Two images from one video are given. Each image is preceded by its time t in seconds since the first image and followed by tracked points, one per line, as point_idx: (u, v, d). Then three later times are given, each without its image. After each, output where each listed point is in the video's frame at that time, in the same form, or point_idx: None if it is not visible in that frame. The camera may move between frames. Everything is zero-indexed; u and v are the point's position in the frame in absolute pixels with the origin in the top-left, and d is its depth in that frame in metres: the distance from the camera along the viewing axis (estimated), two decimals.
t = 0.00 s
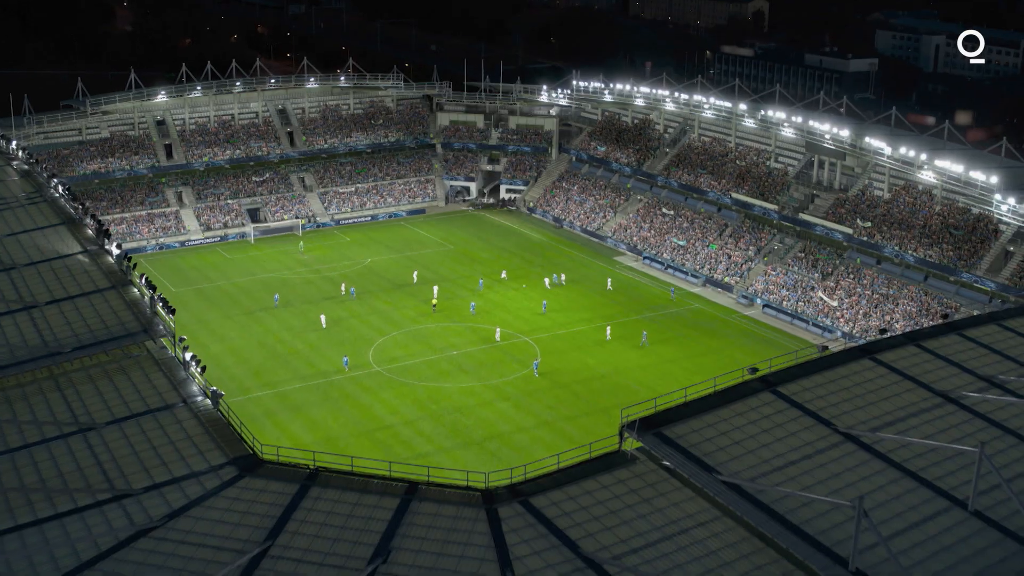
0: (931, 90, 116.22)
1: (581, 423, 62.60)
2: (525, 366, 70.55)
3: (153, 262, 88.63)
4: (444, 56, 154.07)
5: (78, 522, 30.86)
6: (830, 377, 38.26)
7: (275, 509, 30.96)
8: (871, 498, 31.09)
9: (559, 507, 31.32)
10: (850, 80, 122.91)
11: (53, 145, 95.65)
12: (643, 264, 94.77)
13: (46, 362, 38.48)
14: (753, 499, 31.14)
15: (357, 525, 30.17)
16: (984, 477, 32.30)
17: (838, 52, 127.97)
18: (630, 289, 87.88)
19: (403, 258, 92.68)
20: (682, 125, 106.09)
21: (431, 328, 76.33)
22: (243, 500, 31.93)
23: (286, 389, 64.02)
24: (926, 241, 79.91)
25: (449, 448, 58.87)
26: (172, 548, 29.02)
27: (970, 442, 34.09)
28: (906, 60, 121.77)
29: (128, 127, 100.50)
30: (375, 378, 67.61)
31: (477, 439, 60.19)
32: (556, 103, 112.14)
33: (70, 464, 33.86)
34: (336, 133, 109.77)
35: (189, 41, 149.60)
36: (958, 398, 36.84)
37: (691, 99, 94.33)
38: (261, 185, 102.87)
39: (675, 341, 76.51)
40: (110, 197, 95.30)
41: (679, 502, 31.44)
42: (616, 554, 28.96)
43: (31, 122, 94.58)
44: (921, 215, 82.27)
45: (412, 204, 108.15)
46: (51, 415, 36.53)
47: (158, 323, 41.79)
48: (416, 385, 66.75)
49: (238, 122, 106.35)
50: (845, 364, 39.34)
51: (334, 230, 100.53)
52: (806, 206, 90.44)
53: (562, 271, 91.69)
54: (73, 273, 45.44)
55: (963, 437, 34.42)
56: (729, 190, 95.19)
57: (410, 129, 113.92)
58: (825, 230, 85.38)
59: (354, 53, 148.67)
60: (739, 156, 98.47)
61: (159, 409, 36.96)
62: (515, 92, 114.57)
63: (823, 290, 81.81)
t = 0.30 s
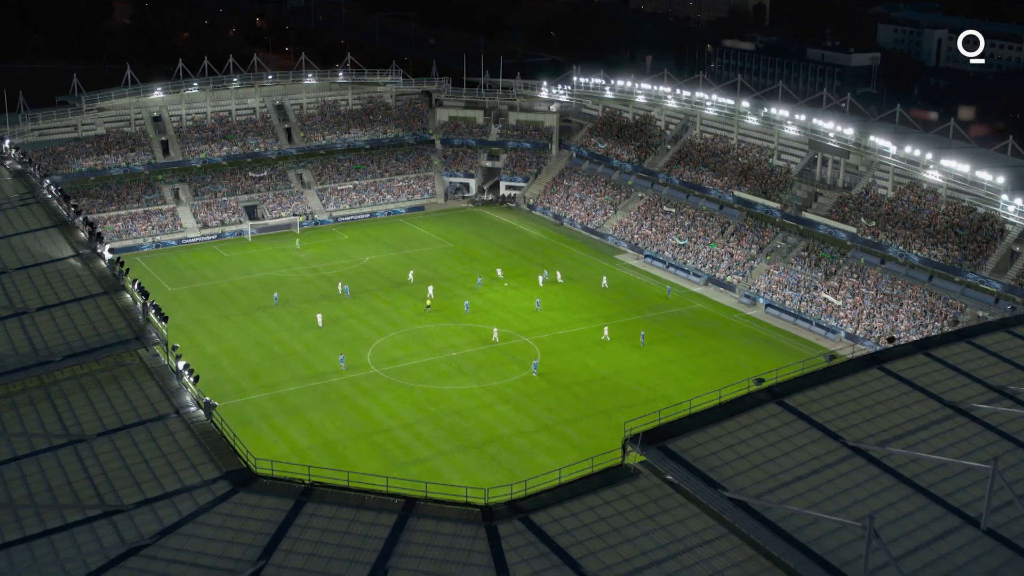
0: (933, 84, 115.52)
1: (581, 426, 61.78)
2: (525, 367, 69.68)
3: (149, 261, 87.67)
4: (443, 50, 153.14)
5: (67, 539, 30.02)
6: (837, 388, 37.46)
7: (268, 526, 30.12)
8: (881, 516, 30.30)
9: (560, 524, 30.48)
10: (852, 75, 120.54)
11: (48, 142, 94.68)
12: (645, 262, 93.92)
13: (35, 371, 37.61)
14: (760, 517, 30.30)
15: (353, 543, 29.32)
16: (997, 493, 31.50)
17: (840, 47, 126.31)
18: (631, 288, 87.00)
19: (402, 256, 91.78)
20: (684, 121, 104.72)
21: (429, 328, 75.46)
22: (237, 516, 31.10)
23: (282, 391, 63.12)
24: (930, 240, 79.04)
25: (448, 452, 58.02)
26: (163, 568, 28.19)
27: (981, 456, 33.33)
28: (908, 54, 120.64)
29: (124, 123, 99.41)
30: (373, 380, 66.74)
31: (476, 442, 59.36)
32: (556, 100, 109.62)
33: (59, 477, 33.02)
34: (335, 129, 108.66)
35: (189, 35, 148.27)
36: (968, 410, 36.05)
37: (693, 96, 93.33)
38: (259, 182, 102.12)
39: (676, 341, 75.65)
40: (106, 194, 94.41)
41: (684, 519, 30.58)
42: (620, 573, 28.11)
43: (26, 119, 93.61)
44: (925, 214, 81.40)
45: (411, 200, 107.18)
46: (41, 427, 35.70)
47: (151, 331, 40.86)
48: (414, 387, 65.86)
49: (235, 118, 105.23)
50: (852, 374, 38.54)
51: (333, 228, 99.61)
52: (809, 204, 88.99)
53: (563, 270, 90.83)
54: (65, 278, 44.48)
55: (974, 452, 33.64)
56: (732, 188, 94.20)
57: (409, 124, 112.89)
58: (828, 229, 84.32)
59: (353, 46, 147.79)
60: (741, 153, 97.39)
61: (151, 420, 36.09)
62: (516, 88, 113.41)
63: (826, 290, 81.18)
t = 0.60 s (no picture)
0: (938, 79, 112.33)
1: (582, 430, 60.95)
2: (526, 370, 68.80)
3: (145, 259, 86.65)
4: (442, 43, 151.78)
5: (53, 561, 29.02)
6: (847, 401, 36.56)
7: (261, 547, 29.12)
8: (893, 538, 29.36)
9: (563, 545, 29.49)
10: (855, 69, 117.98)
11: (42, 139, 93.49)
12: (646, 261, 92.93)
13: (24, 383, 36.61)
14: (769, 539, 29.36)
15: (349, 566, 28.34)
16: (1012, 513, 30.53)
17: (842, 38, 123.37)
18: (633, 288, 86.06)
19: (401, 254, 90.84)
20: (686, 117, 103.49)
21: (429, 329, 74.53)
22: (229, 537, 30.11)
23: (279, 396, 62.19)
24: (936, 239, 78.10)
25: (447, 458, 57.17)
26: None
27: (995, 474, 32.40)
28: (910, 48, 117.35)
29: (120, 120, 98.62)
30: (371, 383, 65.82)
31: (476, 448, 58.57)
32: (556, 95, 108.97)
33: (47, 495, 32.03)
34: (332, 125, 107.48)
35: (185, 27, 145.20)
36: (981, 424, 35.11)
37: (696, 93, 92.19)
38: (256, 178, 101.12)
39: (678, 343, 74.81)
40: (101, 191, 93.31)
41: (690, 540, 29.61)
42: None
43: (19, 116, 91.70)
44: (930, 213, 80.42)
45: (410, 197, 106.07)
46: (29, 441, 34.71)
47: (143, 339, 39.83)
48: (413, 390, 64.98)
49: (232, 114, 104.13)
50: (862, 387, 37.63)
51: (331, 224, 98.52)
52: (813, 202, 87.65)
53: (564, 269, 89.91)
54: (55, 284, 43.40)
55: (988, 469, 32.68)
56: (734, 185, 93.02)
57: (408, 120, 112.05)
58: (832, 227, 83.23)
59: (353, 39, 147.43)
60: (744, 150, 96.21)
61: (142, 433, 35.09)
62: (515, 83, 112.15)
63: (830, 291, 80.43)
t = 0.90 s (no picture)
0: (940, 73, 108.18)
1: (584, 435, 60.04)
2: (526, 372, 67.85)
3: (142, 257, 85.69)
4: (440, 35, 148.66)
5: None
6: (857, 416, 35.67)
7: (254, 570, 28.19)
8: (906, 561, 28.48)
9: (567, 568, 28.55)
10: (858, 63, 118.93)
11: (38, 136, 91.48)
12: (648, 259, 92.02)
13: (12, 395, 35.67)
14: (779, 563, 28.45)
15: None
16: None
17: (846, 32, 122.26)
18: (637, 288, 85.09)
19: (400, 252, 89.88)
20: (689, 113, 102.37)
21: (428, 329, 73.57)
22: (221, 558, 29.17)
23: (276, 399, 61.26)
24: (942, 239, 77.16)
25: (446, 464, 56.27)
26: None
27: (1010, 493, 31.51)
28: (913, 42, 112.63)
29: (116, 115, 96.93)
30: (369, 386, 64.83)
31: (476, 453, 57.67)
32: (557, 90, 108.03)
33: (34, 513, 31.07)
34: (331, 120, 106.38)
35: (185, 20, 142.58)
36: (995, 440, 34.22)
37: (699, 90, 90.97)
38: (253, 174, 99.94)
39: (681, 345, 73.85)
40: (97, 188, 92.31)
41: (698, 562, 28.69)
42: None
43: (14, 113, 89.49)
44: (936, 212, 79.43)
45: (409, 193, 105.10)
46: (17, 456, 33.75)
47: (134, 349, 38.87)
48: (412, 393, 64.04)
49: (229, 110, 102.94)
50: (872, 401, 36.73)
51: (329, 222, 97.58)
52: (817, 200, 86.24)
53: (566, 268, 88.97)
54: (46, 291, 42.37)
55: (1003, 487, 31.77)
56: (737, 182, 91.98)
57: (407, 115, 110.55)
58: (836, 226, 82.25)
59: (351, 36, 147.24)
60: (748, 147, 95.08)
61: (133, 448, 34.15)
62: (516, 78, 110.83)
63: (835, 291, 79.60)
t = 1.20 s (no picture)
0: (944, 67, 107.14)
1: (586, 439, 59.26)
2: (528, 374, 67.02)
3: (139, 255, 84.80)
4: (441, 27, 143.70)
5: None
6: (868, 429, 34.86)
7: None
8: None
9: None
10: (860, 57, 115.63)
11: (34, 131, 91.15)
12: (651, 258, 91.17)
13: (3, 407, 34.83)
14: None
15: None
16: None
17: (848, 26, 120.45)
18: (641, 287, 84.19)
19: (400, 250, 88.98)
20: (692, 109, 101.33)
21: (428, 330, 72.69)
22: None
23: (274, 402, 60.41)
24: (949, 239, 76.38)
25: (447, 469, 55.48)
26: None
27: None
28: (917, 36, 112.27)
29: (114, 112, 96.26)
30: (369, 388, 63.99)
31: (477, 458, 56.89)
32: (559, 87, 106.87)
33: (24, 529, 30.23)
34: (331, 117, 105.43)
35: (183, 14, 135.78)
36: (1009, 454, 33.46)
37: (703, 87, 89.82)
38: (253, 171, 99.05)
39: (684, 346, 73.08)
40: (95, 185, 91.38)
41: None
42: None
43: (11, 110, 88.46)
44: (942, 212, 78.58)
45: (409, 189, 104.09)
46: (8, 469, 32.92)
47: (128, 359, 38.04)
48: (412, 396, 63.20)
49: (228, 106, 101.89)
50: (883, 413, 35.92)
51: (329, 219, 96.72)
52: (823, 199, 86.05)
53: (568, 266, 88.07)
54: (39, 297, 41.42)
55: (1017, 504, 31.00)
56: (741, 180, 91.01)
57: (408, 111, 109.59)
58: (842, 226, 81.26)
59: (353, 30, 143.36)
60: (752, 144, 94.12)
61: (127, 462, 33.34)
62: (518, 74, 109.91)
63: (840, 291, 78.88)
